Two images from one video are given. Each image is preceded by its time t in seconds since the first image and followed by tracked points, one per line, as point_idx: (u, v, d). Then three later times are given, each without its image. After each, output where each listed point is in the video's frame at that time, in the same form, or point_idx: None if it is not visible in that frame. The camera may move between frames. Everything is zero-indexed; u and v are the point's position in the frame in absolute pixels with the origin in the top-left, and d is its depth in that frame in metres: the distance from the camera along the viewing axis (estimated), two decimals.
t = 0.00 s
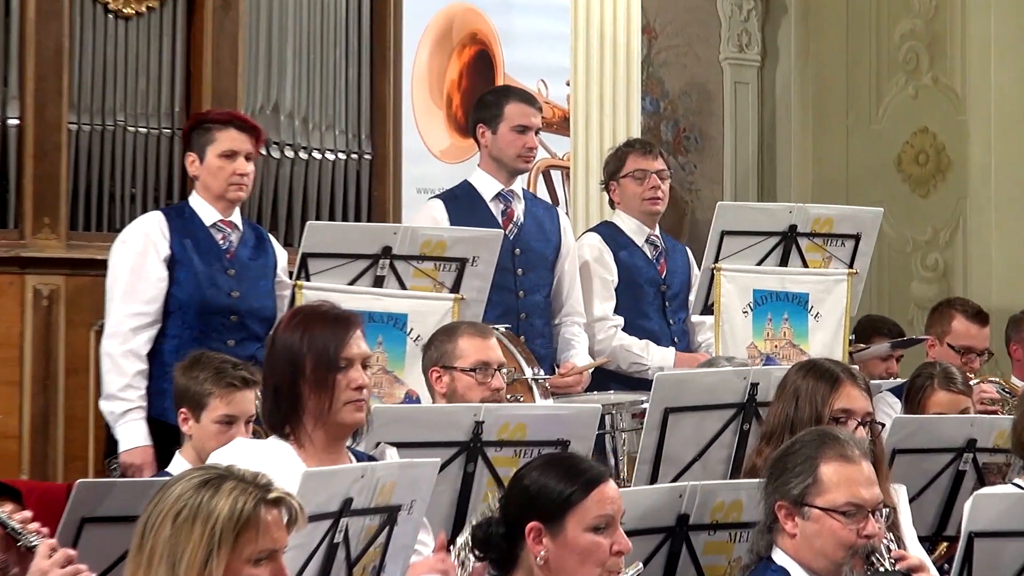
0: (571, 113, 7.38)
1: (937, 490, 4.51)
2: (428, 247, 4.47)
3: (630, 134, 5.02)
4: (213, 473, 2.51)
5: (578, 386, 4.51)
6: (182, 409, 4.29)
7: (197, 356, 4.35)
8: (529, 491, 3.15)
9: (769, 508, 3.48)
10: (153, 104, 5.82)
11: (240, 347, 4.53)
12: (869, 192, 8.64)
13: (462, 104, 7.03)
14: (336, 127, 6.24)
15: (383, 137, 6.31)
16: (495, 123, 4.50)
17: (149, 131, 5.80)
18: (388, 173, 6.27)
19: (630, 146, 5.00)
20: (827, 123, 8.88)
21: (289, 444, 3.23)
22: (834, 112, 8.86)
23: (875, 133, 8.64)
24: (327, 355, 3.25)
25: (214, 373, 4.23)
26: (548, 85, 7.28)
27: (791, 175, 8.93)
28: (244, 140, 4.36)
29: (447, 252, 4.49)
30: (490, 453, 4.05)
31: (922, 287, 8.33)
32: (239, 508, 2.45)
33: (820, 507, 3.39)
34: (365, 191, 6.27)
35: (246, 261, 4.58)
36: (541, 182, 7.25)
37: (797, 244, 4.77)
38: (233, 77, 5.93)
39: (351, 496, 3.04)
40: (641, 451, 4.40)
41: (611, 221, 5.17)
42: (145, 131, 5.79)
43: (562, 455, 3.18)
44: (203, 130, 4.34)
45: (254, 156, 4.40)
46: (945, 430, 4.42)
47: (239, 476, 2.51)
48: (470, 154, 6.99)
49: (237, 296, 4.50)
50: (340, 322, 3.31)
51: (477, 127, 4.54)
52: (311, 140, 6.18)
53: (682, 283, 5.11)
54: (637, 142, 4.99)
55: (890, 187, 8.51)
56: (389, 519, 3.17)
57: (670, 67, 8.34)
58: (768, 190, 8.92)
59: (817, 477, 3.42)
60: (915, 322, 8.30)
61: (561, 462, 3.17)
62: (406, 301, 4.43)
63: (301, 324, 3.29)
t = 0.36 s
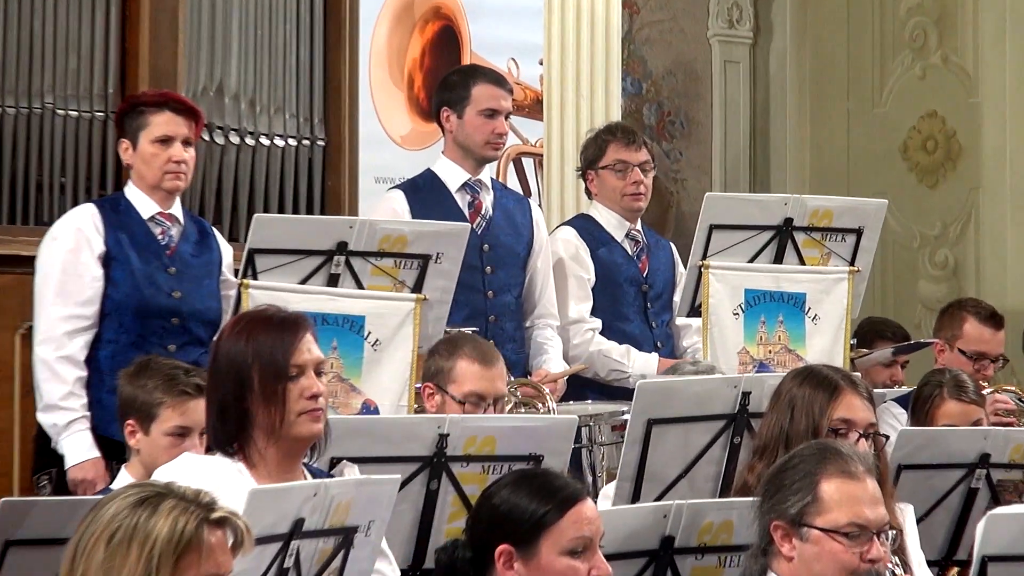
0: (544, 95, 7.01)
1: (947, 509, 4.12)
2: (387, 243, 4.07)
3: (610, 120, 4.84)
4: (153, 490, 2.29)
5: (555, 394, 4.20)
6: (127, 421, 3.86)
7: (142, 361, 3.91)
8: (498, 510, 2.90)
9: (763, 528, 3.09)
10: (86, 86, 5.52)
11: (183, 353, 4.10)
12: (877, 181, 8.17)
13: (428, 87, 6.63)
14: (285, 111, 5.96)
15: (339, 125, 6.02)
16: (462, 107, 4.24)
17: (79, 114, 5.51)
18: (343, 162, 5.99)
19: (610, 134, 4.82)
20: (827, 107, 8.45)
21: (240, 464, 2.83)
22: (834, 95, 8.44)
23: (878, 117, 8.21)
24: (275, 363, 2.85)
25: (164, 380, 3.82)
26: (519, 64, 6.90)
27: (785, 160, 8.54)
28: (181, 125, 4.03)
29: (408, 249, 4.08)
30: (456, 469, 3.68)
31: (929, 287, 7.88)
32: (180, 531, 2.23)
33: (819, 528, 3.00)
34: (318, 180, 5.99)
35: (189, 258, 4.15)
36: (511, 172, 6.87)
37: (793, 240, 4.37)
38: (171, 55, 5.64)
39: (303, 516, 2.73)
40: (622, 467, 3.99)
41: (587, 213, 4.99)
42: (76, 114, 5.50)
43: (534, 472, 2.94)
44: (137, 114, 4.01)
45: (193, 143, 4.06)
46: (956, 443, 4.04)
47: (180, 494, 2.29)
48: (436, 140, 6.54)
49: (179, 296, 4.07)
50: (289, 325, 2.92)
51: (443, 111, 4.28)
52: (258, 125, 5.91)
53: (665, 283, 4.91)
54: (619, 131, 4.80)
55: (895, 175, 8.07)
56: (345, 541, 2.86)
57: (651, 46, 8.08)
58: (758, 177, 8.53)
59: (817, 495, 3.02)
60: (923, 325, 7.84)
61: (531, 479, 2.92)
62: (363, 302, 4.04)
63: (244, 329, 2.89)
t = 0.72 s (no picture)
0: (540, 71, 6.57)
1: (989, 534, 3.71)
2: (365, 238, 3.65)
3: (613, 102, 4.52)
4: (101, 513, 1.87)
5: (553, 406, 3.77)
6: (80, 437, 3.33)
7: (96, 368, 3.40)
8: (488, 536, 2.42)
9: (785, 554, 2.67)
10: (29, 65, 5.31)
11: (139, 359, 3.68)
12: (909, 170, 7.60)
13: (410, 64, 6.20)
14: (253, 92, 5.87)
15: (313, 114, 5.93)
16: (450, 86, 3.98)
17: (22, 95, 5.31)
18: (316, 153, 5.90)
19: (613, 117, 4.49)
20: (854, 85, 7.81)
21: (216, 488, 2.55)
22: (863, 70, 7.80)
23: (911, 96, 7.64)
24: (254, 376, 2.57)
25: (119, 391, 3.30)
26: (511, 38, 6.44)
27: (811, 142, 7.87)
28: (135, 107, 3.70)
29: (389, 244, 3.67)
30: (443, 490, 3.28)
31: (970, 287, 7.30)
32: (132, 557, 1.81)
33: (849, 552, 2.58)
34: (288, 171, 5.91)
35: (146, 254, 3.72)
36: (503, 157, 6.46)
37: (818, 234, 4.02)
38: (124, 29, 5.38)
39: (271, 542, 2.38)
40: (629, 487, 3.56)
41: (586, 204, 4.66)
42: (20, 94, 5.31)
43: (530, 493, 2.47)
44: (85, 93, 3.67)
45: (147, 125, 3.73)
46: (1001, 461, 3.63)
47: (132, 517, 1.87)
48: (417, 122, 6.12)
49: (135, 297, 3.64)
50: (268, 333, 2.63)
51: (428, 90, 4.02)
52: (223, 106, 5.80)
53: (674, 283, 4.55)
54: (623, 114, 4.48)
55: (932, 161, 7.50)
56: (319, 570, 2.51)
57: (658, 23, 7.81)
58: (780, 164, 7.97)
59: (845, 516, 2.60)
60: (962, 330, 7.29)
61: (525, 500, 2.44)
62: (339, 304, 3.63)
63: (220, 337, 2.60)
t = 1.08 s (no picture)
0: (534, 45, 5.82)
1: None
2: (336, 233, 3.25)
3: (619, 82, 4.22)
4: (43, 543, 1.55)
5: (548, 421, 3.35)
6: (12, 456, 2.89)
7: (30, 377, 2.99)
8: (474, 568, 1.94)
9: None
10: None
11: (83, 369, 3.26)
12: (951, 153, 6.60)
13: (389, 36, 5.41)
14: (211, 67, 5.18)
15: (277, 91, 5.24)
16: (429, 63, 3.69)
17: None
18: (282, 130, 5.22)
19: (618, 97, 4.19)
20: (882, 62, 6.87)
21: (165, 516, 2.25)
22: (894, 45, 6.84)
23: (950, 73, 6.64)
24: (211, 392, 2.29)
25: (53, 404, 2.88)
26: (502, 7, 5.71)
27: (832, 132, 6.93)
28: (78, 84, 3.30)
29: (364, 239, 3.27)
30: (425, 516, 2.86)
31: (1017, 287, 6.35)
32: None
33: None
34: (252, 153, 5.25)
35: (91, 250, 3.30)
36: (491, 141, 5.64)
37: (846, 227, 3.70)
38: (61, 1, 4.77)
39: None
40: (632, 514, 3.15)
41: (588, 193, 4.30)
42: None
43: (523, 519, 1.99)
44: (23, 70, 3.28)
45: (92, 105, 3.33)
46: None
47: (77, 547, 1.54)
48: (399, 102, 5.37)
49: (78, 299, 3.23)
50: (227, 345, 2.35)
51: (408, 66, 3.73)
52: (177, 85, 5.11)
53: (685, 283, 4.18)
54: (629, 94, 4.17)
55: (973, 148, 6.51)
56: None
57: None
58: (803, 151, 6.93)
59: (886, 547, 2.03)
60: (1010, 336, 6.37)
61: (518, 527, 1.97)
62: (305, 306, 3.24)
63: (173, 345, 2.32)
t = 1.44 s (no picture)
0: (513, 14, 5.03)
1: None
2: (289, 225, 2.89)
3: (608, 55, 3.88)
4: None
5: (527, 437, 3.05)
6: None
7: None
8: None
9: None
10: None
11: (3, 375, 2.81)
12: (983, 137, 6.07)
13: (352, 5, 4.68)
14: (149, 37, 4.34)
15: (223, 67, 4.46)
16: (394, 33, 3.35)
17: None
18: (226, 113, 4.44)
19: (609, 73, 3.85)
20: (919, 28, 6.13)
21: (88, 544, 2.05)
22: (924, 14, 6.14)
23: (988, 44, 6.10)
24: (147, 408, 2.08)
25: None
26: None
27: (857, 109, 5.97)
28: None
29: (320, 232, 2.91)
30: (388, 544, 2.46)
31: None
32: None
33: None
34: (194, 135, 4.47)
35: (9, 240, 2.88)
36: (465, 121, 4.87)
37: (865, 217, 3.38)
38: None
39: None
40: (621, 541, 2.77)
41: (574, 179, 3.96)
42: None
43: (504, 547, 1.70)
44: None
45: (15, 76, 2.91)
46: None
47: None
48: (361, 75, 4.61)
49: None
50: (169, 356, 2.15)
51: (369, 37, 3.39)
52: (109, 58, 4.27)
53: (682, 284, 3.84)
54: (620, 69, 3.83)
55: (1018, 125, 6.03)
56: None
57: None
58: (816, 130, 5.98)
59: None
60: None
61: (501, 557, 1.67)
62: (255, 308, 2.86)
63: (110, 352, 2.12)
